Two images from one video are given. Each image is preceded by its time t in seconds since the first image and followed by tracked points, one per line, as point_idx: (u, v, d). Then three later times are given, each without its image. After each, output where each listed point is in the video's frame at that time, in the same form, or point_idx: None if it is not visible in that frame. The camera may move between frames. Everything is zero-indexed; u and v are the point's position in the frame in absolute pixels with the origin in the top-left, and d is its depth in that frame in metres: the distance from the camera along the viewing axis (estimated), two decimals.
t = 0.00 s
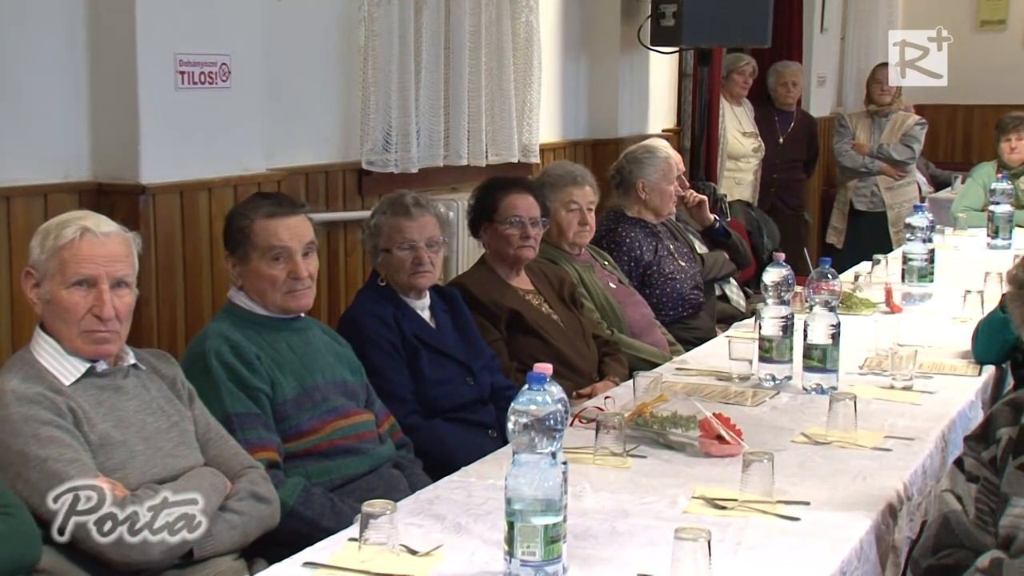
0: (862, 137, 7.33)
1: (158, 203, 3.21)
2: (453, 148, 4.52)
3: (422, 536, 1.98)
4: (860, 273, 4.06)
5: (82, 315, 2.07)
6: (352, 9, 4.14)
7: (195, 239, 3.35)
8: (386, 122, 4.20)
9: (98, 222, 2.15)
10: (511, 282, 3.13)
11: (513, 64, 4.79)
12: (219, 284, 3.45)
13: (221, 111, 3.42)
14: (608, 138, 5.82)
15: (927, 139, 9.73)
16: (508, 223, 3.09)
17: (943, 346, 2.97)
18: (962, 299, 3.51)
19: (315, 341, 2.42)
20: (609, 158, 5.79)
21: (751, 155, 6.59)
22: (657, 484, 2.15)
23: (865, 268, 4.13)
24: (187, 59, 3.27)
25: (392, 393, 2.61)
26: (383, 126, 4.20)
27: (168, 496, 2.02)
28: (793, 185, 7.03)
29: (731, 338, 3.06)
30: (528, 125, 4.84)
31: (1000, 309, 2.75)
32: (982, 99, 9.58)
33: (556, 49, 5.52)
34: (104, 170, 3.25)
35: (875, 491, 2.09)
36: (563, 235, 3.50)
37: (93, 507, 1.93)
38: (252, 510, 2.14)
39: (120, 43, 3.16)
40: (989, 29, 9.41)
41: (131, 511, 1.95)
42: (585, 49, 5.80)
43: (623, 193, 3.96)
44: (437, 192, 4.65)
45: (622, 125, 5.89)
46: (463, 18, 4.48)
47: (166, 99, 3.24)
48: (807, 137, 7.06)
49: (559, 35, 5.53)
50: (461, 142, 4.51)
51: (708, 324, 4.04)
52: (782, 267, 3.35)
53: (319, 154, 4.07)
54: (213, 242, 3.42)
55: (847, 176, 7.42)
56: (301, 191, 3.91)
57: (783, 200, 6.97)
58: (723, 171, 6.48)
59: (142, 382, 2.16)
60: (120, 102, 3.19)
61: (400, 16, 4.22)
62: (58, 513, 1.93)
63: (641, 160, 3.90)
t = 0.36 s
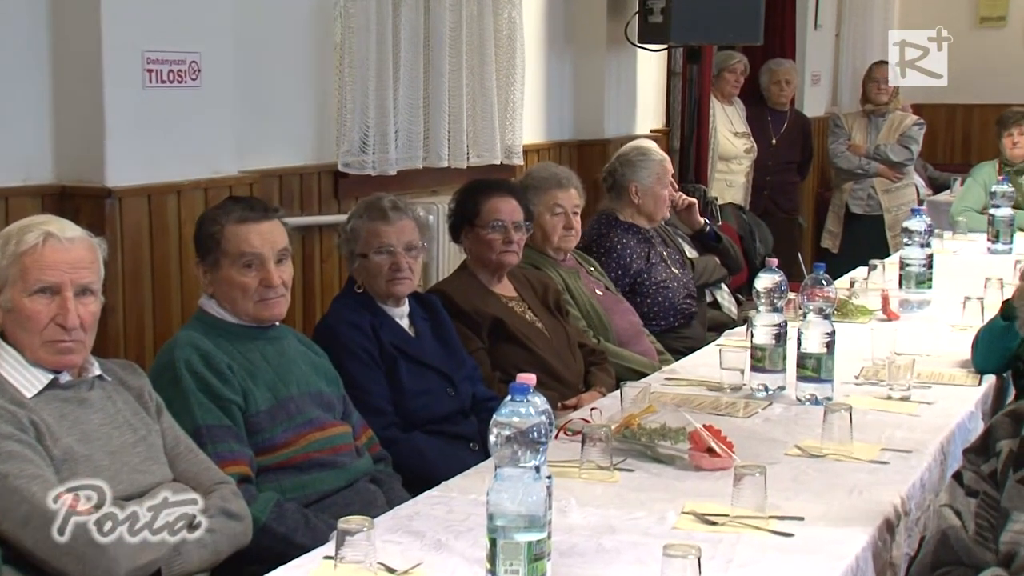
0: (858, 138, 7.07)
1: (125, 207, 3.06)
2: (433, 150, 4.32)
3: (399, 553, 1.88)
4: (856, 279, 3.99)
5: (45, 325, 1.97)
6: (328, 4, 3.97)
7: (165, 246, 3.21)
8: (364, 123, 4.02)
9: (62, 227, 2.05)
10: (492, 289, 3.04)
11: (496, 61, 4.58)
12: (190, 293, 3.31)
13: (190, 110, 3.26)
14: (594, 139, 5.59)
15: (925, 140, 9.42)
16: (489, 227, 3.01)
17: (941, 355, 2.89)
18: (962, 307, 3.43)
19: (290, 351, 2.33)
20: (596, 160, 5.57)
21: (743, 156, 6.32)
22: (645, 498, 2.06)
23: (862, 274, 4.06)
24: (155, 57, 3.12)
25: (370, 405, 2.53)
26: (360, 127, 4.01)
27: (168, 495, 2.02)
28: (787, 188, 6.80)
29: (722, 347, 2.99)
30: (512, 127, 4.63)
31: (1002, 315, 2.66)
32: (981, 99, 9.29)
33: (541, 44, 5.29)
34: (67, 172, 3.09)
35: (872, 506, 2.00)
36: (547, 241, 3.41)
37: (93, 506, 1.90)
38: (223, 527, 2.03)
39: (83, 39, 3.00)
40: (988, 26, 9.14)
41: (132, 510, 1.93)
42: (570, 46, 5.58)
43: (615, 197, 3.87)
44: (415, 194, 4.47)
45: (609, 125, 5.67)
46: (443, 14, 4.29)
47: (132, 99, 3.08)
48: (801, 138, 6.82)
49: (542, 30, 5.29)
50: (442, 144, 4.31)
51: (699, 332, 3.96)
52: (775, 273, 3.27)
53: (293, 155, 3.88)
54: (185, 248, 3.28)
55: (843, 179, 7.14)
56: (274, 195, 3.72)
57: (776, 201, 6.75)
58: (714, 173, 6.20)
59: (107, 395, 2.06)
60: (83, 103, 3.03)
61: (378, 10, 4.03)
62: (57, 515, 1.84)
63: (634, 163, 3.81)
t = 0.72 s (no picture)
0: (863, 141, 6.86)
1: (99, 213, 2.98)
2: (420, 153, 4.24)
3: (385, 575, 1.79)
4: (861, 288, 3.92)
5: (18, 337, 1.88)
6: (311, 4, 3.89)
7: (142, 254, 3.11)
8: (348, 129, 3.93)
9: (33, 234, 1.96)
10: (483, 299, 2.96)
11: (486, 63, 4.50)
12: (166, 303, 3.20)
13: (168, 113, 3.17)
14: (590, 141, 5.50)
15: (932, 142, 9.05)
16: (479, 235, 2.93)
17: (949, 367, 2.83)
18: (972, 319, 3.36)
19: (272, 364, 2.24)
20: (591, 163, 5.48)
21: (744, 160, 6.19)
22: (641, 517, 1.97)
23: (867, 284, 3.99)
24: (130, 57, 3.03)
25: (356, 420, 2.44)
26: (345, 131, 3.92)
27: (168, 495, 1.98)
28: (789, 194, 6.69)
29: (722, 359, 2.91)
30: (503, 131, 4.54)
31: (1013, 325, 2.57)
32: (991, 100, 8.89)
33: (535, 44, 5.20)
34: (38, 177, 3.00)
35: (878, 525, 1.92)
36: (541, 249, 3.33)
37: (93, 507, 1.87)
38: (202, 546, 1.93)
39: (56, 40, 2.91)
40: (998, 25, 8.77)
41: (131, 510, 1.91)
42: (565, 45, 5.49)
43: (616, 203, 3.77)
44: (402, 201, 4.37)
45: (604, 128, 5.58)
46: (431, 13, 4.20)
47: (107, 101, 2.99)
48: (806, 141, 6.72)
49: (535, 31, 5.20)
50: (429, 148, 4.23)
51: (699, 344, 3.88)
52: (777, 282, 3.17)
53: (274, 160, 3.80)
54: (161, 260, 3.17)
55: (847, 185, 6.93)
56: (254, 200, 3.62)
57: (779, 208, 6.65)
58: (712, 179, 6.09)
59: (80, 409, 1.97)
60: (56, 104, 2.94)
61: (363, 9, 3.94)
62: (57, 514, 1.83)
63: (638, 169, 3.72)
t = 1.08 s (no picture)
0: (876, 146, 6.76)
1: (82, 221, 2.90)
2: (415, 159, 4.17)
3: None
4: (873, 298, 3.86)
5: (26, 348, 1.79)
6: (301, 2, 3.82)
7: (125, 263, 3.03)
8: (340, 131, 3.84)
9: (12, 241, 1.85)
10: (480, 308, 2.88)
11: (484, 65, 4.42)
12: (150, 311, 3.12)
13: (154, 117, 3.09)
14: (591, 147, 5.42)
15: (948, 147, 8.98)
16: (475, 243, 2.85)
17: (967, 381, 2.78)
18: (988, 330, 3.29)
19: (260, 378, 2.16)
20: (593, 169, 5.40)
21: (751, 165, 6.07)
22: (646, 536, 1.88)
23: (880, 293, 3.93)
24: (114, 59, 2.95)
25: (348, 436, 2.36)
26: (336, 135, 3.84)
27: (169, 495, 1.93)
28: (799, 200, 6.59)
29: (730, 371, 2.84)
30: (501, 134, 4.47)
31: None
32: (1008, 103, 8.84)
33: (534, 45, 5.14)
34: (20, 184, 2.92)
35: (892, 545, 1.82)
36: (540, 257, 3.25)
37: (93, 506, 1.82)
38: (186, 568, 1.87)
39: (37, 41, 2.83)
40: (1016, 24, 8.69)
41: (131, 510, 1.87)
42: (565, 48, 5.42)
43: (623, 209, 3.71)
44: (397, 207, 4.30)
45: (607, 133, 5.50)
46: (425, 11, 4.12)
47: (90, 104, 2.91)
48: (817, 143, 6.64)
49: (536, 31, 5.15)
50: (425, 152, 4.16)
51: (706, 356, 3.79)
52: (786, 292, 3.14)
53: (263, 165, 3.73)
54: (145, 270, 3.09)
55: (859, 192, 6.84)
56: (243, 207, 3.55)
57: (788, 213, 6.53)
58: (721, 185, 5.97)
59: (61, 425, 1.87)
60: (37, 106, 2.87)
61: (355, 8, 3.86)
62: (58, 514, 1.78)
63: (646, 174, 3.65)
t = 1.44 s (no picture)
0: (883, 151, 6.71)
1: (72, 227, 2.86)
2: (413, 164, 4.13)
3: None
4: (879, 305, 3.84)
5: (38, 355, 1.77)
6: (298, 4, 3.79)
7: (116, 270, 3.00)
8: (338, 136, 3.80)
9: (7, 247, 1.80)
10: (479, 317, 2.84)
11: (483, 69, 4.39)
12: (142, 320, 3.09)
13: (147, 121, 3.06)
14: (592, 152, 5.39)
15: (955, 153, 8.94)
16: (474, 250, 2.82)
17: (975, 392, 2.74)
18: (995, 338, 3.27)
19: (254, 387, 2.13)
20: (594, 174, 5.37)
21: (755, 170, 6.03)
22: (647, 549, 1.84)
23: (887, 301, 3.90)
24: (106, 62, 2.92)
25: (345, 446, 2.32)
26: (333, 139, 3.80)
27: (168, 495, 1.94)
28: (804, 206, 6.56)
29: (733, 380, 2.81)
30: (500, 139, 4.44)
31: None
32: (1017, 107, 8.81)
33: (535, 49, 5.11)
34: (12, 190, 2.88)
35: (899, 557, 1.78)
36: (541, 263, 3.21)
37: (94, 506, 1.81)
38: None
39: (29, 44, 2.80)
40: None
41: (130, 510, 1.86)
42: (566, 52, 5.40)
43: (631, 217, 3.66)
44: (394, 214, 4.26)
45: (609, 138, 5.47)
46: (424, 14, 4.09)
47: (80, 109, 2.88)
48: (823, 148, 6.60)
49: (536, 34, 5.12)
50: (422, 158, 4.12)
51: (710, 366, 3.75)
52: (791, 300, 3.07)
53: (258, 169, 3.70)
54: (137, 276, 3.06)
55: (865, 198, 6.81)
56: (238, 213, 3.51)
57: (791, 221, 6.52)
58: (722, 191, 5.96)
59: (54, 433, 1.83)
60: (28, 109, 2.83)
61: (353, 10, 3.83)
62: (58, 514, 1.76)
63: (657, 182, 3.61)
